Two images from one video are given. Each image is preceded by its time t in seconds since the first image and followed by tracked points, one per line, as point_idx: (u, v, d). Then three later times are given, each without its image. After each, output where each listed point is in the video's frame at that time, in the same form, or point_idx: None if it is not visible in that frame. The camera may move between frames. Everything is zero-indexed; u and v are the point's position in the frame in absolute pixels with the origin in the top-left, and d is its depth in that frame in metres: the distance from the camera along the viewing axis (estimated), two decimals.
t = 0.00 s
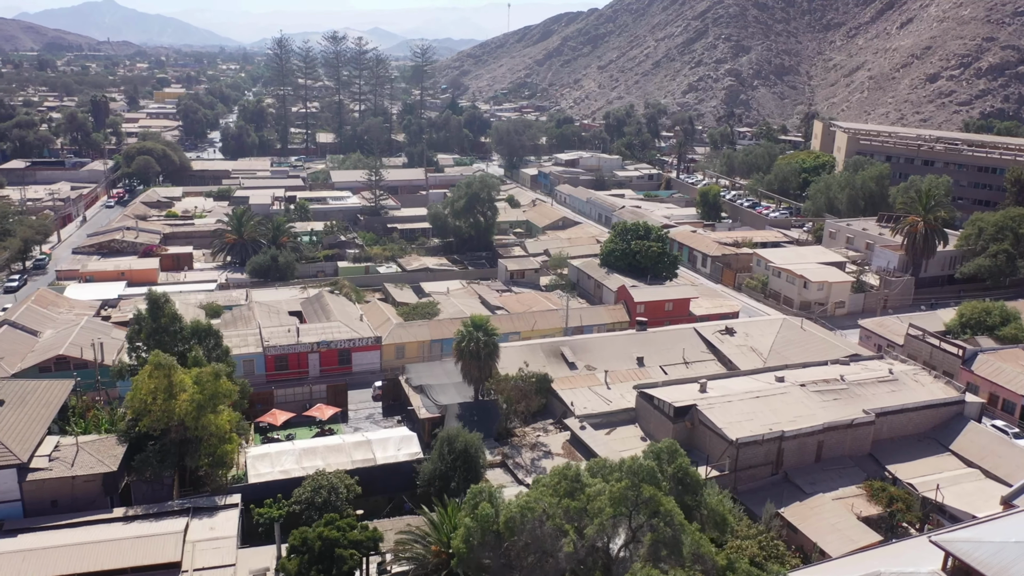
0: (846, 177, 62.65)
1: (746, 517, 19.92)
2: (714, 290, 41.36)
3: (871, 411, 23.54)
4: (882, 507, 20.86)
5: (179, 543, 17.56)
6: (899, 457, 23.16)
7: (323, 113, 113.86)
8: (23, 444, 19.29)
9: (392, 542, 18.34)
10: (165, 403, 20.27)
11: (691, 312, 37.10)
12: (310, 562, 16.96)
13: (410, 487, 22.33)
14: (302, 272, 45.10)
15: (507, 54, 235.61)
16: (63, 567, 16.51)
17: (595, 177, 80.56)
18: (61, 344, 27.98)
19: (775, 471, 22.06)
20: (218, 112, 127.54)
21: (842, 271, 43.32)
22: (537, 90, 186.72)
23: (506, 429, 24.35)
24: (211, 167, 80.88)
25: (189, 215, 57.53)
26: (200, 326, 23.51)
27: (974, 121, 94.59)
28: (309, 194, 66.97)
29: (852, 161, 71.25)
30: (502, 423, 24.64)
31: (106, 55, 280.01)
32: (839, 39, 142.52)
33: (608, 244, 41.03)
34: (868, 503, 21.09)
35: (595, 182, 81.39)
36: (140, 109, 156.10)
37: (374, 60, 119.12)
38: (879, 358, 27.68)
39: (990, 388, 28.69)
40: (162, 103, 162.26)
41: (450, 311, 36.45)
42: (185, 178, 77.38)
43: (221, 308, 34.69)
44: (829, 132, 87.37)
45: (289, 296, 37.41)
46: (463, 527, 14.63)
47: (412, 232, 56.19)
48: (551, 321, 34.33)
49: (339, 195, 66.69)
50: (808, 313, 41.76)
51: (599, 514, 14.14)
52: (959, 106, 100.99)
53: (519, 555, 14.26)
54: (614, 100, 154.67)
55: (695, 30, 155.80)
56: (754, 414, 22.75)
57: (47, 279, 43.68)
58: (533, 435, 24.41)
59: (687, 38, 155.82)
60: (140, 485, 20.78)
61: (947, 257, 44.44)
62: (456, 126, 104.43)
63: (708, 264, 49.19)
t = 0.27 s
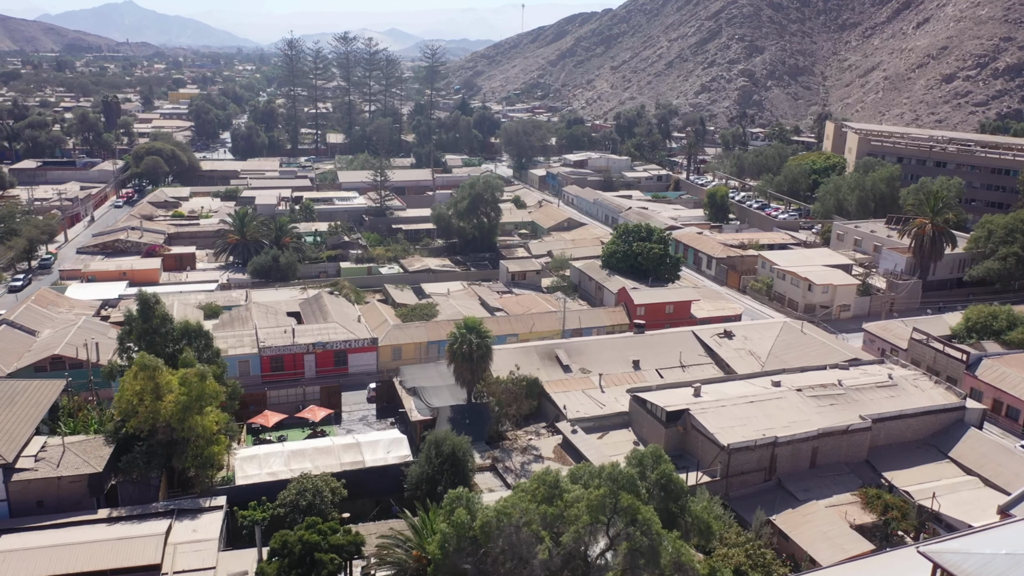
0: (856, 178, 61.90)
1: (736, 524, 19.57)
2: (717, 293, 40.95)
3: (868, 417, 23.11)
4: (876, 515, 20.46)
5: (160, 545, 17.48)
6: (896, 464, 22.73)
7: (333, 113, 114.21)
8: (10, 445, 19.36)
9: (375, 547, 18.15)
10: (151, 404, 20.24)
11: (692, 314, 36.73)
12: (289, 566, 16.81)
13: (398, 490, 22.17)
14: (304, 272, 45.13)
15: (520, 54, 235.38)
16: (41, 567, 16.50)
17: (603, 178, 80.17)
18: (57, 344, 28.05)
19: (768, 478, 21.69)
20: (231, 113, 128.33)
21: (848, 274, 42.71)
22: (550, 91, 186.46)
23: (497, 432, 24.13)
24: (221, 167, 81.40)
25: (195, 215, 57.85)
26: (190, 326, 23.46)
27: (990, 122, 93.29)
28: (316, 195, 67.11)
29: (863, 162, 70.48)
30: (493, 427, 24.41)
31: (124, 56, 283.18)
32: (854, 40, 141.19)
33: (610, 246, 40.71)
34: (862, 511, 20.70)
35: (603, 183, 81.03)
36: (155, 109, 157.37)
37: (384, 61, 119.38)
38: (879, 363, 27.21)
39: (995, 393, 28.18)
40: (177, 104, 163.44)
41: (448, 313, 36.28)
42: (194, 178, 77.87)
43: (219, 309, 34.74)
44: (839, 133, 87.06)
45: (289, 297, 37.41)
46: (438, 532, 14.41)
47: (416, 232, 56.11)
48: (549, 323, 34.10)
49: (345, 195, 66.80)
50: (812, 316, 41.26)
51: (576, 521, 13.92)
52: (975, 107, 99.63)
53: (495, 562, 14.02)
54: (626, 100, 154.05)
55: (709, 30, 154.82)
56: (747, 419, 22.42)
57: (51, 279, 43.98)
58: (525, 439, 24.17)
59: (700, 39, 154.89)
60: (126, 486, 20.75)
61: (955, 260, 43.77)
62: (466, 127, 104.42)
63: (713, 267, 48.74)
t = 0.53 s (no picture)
0: (862, 179, 61.26)
1: (722, 532, 19.25)
2: (716, 295, 40.58)
3: (861, 422, 22.73)
4: (866, 523, 20.11)
5: (137, 548, 17.37)
6: (888, 471, 22.34)
7: (340, 114, 114.42)
8: None
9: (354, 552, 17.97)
10: (131, 408, 20.10)
11: (690, 317, 36.39)
12: (265, 571, 16.58)
13: (382, 494, 21.98)
14: (302, 273, 45.12)
15: (530, 55, 235.22)
16: (16, 569, 16.39)
17: (608, 179, 79.81)
18: (49, 344, 28.07)
19: (757, 484, 21.36)
20: (239, 114, 128.89)
21: (850, 276, 42.22)
22: (559, 92, 186.20)
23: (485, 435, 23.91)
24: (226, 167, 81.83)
25: (198, 216, 58.01)
26: (176, 328, 23.30)
27: (1002, 123, 92.25)
28: (319, 196, 67.16)
29: (870, 163, 69.79)
30: (481, 430, 24.19)
31: (137, 57, 285.35)
32: (866, 40, 140.11)
33: (608, 247, 40.41)
34: (852, 518, 20.34)
35: (607, 184, 80.72)
36: (165, 110, 158.35)
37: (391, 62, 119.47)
38: (875, 367, 26.79)
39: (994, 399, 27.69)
40: (187, 104, 164.35)
41: (444, 314, 36.10)
42: (200, 179, 78.22)
43: (214, 310, 34.74)
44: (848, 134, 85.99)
45: (285, 298, 37.36)
46: (409, 539, 14.07)
47: (417, 234, 56.02)
48: (544, 326, 33.84)
49: (348, 196, 66.84)
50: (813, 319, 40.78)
51: (548, 529, 13.66)
52: (987, 107, 98.56)
53: (466, 569, 13.75)
54: (635, 101, 153.58)
55: (718, 30, 154.08)
56: (736, 424, 22.08)
57: (51, 279, 44.22)
58: (512, 443, 23.94)
59: (709, 39, 154.10)
60: (109, 488, 20.68)
61: (960, 262, 43.19)
62: (472, 127, 104.31)
63: (714, 269, 48.33)
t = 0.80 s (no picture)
0: (865, 178, 60.69)
1: (704, 537, 18.99)
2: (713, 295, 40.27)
3: (851, 425, 22.41)
4: (853, 528, 19.82)
5: (113, 550, 17.27)
6: (878, 475, 22.01)
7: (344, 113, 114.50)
8: None
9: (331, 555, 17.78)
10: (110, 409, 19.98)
11: (685, 317, 36.07)
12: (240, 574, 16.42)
13: (364, 495, 21.83)
14: (299, 273, 45.08)
15: (537, 53, 234.86)
16: None
17: (610, 177, 79.45)
18: (39, 344, 28.04)
19: (743, 487, 21.07)
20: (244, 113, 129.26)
21: (849, 276, 41.78)
22: (565, 90, 185.78)
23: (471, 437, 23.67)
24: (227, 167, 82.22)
25: (197, 215, 58.09)
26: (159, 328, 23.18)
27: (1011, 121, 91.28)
28: (320, 195, 67.12)
29: (874, 161, 69.18)
30: (467, 432, 23.97)
31: (147, 57, 286.81)
32: (875, 38, 139.09)
33: (604, 247, 40.12)
34: (838, 523, 20.04)
35: (610, 183, 80.40)
36: (172, 109, 159.01)
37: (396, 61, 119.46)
38: (869, 369, 26.43)
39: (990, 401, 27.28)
40: (194, 104, 164.98)
41: (436, 314, 35.92)
42: (202, 178, 78.46)
43: (207, 310, 34.70)
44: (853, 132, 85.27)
45: (279, 298, 37.30)
46: (379, 544, 13.98)
47: (416, 233, 55.90)
48: (536, 326, 33.59)
49: (349, 196, 66.82)
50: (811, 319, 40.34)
51: (516, 533, 13.23)
52: (996, 105, 97.55)
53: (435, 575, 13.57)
54: (641, 100, 153.07)
55: (725, 28, 153.33)
56: (723, 427, 21.80)
57: (48, 278, 44.38)
58: (498, 444, 23.70)
59: (716, 37, 153.28)
60: (90, 489, 20.62)
61: (961, 262, 42.66)
62: (475, 126, 104.10)
63: (713, 268, 47.95)
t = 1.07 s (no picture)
0: (869, 177, 60.00)
1: (686, 541, 18.76)
2: (710, 295, 39.92)
3: (840, 427, 22.11)
4: (839, 532, 19.52)
5: (88, 550, 17.20)
6: (867, 478, 21.69)
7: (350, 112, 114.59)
8: None
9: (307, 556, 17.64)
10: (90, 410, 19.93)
11: (680, 317, 35.77)
12: None
13: (347, 496, 21.71)
14: (296, 272, 45.05)
15: (546, 52, 234.47)
16: None
17: (613, 176, 79.02)
18: (29, 343, 28.05)
19: (729, 490, 20.80)
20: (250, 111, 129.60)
21: (849, 276, 41.31)
22: (573, 88, 185.30)
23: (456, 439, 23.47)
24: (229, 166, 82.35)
25: (198, 214, 58.18)
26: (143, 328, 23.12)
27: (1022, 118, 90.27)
28: (322, 195, 67.07)
29: (879, 159, 68.54)
30: (453, 433, 23.80)
31: (158, 56, 288.27)
32: (886, 35, 137.96)
33: (600, 246, 39.86)
34: (824, 527, 19.74)
35: (613, 182, 80.04)
36: (180, 108, 159.71)
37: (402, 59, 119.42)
38: (861, 370, 26.11)
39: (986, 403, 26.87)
40: (202, 103, 165.62)
41: (430, 314, 35.76)
42: (205, 177, 78.68)
43: (200, 309, 34.67)
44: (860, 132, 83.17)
45: (273, 297, 37.25)
46: (346, 547, 14.00)
47: (415, 232, 55.78)
48: (529, 326, 33.38)
49: (350, 195, 66.82)
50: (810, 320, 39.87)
51: (482, 538, 12.96)
52: (1006, 102, 96.52)
53: None
54: (648, 98, 152.46)
55: (733, 26, 152.50)
56: (709, 429, 21.53)
57: (47, 277, 44.53)
58: (484, 446, 23.51)
59: (724, 34, 152.40)
60: (71, 489, 20.60)
61: (964, 262, 42.11)
62: (480, 125, 103.91)
63: (712, 268, 47.57)
